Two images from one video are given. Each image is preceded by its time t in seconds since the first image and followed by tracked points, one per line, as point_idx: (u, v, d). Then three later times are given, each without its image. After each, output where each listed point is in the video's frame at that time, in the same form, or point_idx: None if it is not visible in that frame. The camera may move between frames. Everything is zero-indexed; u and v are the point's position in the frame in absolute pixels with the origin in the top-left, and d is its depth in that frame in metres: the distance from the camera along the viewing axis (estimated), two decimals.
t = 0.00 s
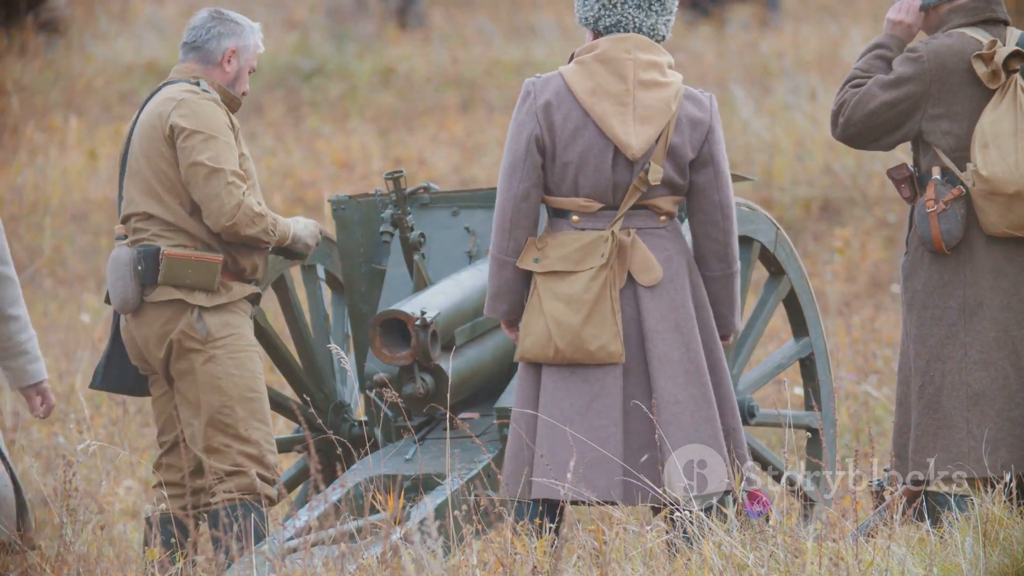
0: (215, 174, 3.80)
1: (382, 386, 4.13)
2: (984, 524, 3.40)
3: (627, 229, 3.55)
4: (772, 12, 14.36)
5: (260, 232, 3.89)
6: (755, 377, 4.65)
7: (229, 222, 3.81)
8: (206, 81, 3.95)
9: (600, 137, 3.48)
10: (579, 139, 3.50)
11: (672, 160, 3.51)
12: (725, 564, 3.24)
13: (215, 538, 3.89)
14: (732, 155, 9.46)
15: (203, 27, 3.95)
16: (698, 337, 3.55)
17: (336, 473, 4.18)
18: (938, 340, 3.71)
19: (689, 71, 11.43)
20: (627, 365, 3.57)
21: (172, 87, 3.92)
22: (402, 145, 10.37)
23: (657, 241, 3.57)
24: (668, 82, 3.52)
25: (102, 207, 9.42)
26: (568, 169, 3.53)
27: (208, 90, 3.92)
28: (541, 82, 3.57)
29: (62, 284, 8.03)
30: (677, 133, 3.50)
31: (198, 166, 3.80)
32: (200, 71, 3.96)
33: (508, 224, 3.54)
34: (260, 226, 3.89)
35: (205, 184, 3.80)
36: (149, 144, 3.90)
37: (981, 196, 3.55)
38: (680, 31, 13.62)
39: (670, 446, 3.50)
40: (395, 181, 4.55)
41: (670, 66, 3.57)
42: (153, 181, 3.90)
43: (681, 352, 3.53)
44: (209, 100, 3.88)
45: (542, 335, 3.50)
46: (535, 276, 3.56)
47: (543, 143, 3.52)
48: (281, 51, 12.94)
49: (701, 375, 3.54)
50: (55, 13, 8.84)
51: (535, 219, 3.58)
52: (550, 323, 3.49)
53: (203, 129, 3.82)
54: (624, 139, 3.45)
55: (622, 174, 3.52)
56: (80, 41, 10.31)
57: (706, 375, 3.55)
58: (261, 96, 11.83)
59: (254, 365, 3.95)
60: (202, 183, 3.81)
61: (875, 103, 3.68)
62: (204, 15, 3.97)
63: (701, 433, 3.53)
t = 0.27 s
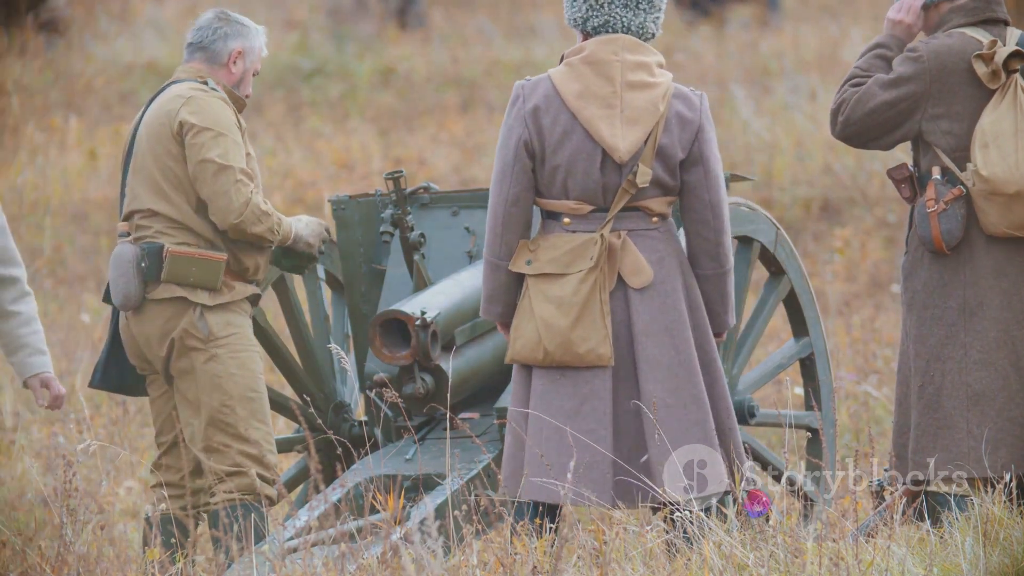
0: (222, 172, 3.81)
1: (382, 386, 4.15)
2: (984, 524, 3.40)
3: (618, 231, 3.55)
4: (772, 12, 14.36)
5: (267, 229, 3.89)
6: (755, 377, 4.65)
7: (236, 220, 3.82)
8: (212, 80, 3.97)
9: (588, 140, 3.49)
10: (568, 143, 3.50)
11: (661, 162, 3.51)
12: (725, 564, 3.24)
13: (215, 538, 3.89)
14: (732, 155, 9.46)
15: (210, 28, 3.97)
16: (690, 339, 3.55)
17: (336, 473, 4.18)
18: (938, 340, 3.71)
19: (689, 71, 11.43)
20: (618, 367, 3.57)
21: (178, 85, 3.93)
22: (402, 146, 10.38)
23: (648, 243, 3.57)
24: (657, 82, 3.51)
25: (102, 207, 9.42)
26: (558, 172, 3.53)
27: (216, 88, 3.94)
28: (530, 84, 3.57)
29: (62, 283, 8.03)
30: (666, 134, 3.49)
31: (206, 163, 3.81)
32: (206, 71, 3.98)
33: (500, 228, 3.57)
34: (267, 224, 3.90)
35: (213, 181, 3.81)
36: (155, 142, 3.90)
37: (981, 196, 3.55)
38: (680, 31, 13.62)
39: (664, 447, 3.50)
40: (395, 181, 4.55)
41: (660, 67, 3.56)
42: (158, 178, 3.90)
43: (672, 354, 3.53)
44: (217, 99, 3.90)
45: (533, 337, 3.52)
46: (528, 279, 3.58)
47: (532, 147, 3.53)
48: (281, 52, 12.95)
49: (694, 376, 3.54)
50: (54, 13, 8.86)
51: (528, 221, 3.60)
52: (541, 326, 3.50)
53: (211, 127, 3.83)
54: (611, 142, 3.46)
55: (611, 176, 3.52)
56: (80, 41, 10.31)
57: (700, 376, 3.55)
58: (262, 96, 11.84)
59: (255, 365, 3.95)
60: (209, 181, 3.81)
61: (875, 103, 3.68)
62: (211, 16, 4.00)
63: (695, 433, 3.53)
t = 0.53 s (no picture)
0: (232, 170, 3.82)
1: (382, 386, 4.16)
2: (984, 524, 3.40)
3: (614, 232, 3.56)
4: (772, 12, 14.36)
5: (275, 227, 3.90)
6: (755, 377, 4.65)
7: (246, 218, 3.82)
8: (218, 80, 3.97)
9: (583, 142, 3.49)
10: (563, 145, 3.50)
11: (656, 164, 3.51)
12: (725, 564, 3.24)
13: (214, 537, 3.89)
14: (732, 155, 9.46)
15: (214, 28, 3.98)
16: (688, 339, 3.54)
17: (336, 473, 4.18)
18: (938, 341, 3.71)
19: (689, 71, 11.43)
20: (615, 369, 3.57)
21: (185, 84, 3.93)
22: (402, 146, 10.38)
23: (645, 244, 3.56)
24: (650, 83, 3.50)
25: (102, 207, 9.42)
26: (554, 175, 3.54)
27: (223, 88, 3.94)
28: (526, 87, 3.58)
29: (62, 283, 8.03)
30: (661, 136, 3.49)
31: (215, 160, 3.81)
32: (212, 71, 3.98)
33: (498, 230, 3.58)
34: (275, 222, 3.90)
35: (224, 179, 3.81)
36: (162, 140, 3.90)
37: (982, 196, 3.55)
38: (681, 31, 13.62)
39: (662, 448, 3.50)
40: (396, 181, 4.55)
41: (655, 67, 3.56)
42: (165, 176, 3.89)
43: (669, 355, 3.53)
44: (225, 96, 3.91)
45: (530, 340, 3.53)
46: (526, 280, 3.59)
47: (528, 150, 3.54)
48: (281, 52, 12.95)
49: (692, 376, 3.54)
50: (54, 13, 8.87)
51: (526, 222, 3.61)
52: (539, 329, 3.51)
53: (220, 125, 3.84)
54: (605, 144, 3.46)
55: (606, 178, 3.52)
56: (80, 40, 10.31)
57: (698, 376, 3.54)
58: (262, 96, 11.84)
59: (258, 364, 3.95)
60: (218, 179, 3.82)
61: (875, 103, 3.68)
62: (215, 17, 4.00)
63: (694, 433, 3.53)
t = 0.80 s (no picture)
0: (242, 168, 3.83)
1: (382, 386, 4.15)
2: (984, 524, 3.39)
3: (617, 233, 3.55)
4: (772, 12, 14.36)
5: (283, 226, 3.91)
6: (755, 378, 4.65)
7: (257, 216, 3.83)
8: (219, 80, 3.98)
9: (584, 143, 3.49)
10: (564, 147, 3.50)
11: (658, 164, 3.51)
12: (724, 564, 3.24)
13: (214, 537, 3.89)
14: (732, 155, 9.46)
15: (214, 28, 3.98)
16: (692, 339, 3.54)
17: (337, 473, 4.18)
18: (938, 341, 3.71)
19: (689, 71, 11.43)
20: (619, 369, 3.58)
21: (188, 83, 3.93)
22: (402, 146, 10.38)
23: (648, 244, 3.56)
24: (650, 83, 3.50)
25: (102, 207, 9.43)
26: (555, 177, 3.54)
27: (227, 87, 3.95)
28: (527, 89, 3.58)
29: (62, 283, 8.03)
30: (662, 135, 3.49)
31: (224, 160, 3.82)
32: (212, 71, 3.99)
33: (501, 232, 3.58)
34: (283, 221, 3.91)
35: (233, 178, 3.82)
36: (167, 138, 3.89)
37: (982, 195, 3.55)
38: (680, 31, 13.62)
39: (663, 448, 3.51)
40: (395, 181, 4.55)
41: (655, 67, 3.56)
42: (171, 176, 3.89)
43: (673, 355, 3.53)
44: (230, 97, 3.92)
45: (535, 342, 3.53)
46: (529, 283, 3.59)
47: (529, 152, 3.54)
48: (281, 52, 12.95)
49: (696, 376, 3.54)
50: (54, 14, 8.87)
51: (528, 224, 3.61)
52: (543, 330, 3.51)
53: (227, 124, 3.85)
54: (607, 145, 3.46)
55: (608, 179, 3.51)
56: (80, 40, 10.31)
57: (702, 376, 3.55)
58: (262, 96, 11.85)
59: (260, 365, 3.95)
60: (228, 178, 3.82)
61: (875, 105, 3.68)
62: (216, 17, 4.01)
63: (696, 434, 3.53)
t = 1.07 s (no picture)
0: (241, 169, 3.83)
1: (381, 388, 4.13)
2: (984, 524, 3.39)
3: (624, 232, 3.55)
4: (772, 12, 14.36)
5: (283, 225, 3.90)
6: (754, 378, 4.65)
7: (256, 217, 3.83)
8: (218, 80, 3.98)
9: (590, 143, 3.49)
10: (570, 147, 3.50)
11: (664, 163, 3.51)
12: (724, 564, 3.24)
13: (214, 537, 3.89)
14: (732, 155, 9.46)
15: (213, 28, 3.99)
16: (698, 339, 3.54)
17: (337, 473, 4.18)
18: (939, 341, 3.71)
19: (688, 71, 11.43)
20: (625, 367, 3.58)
21: (188, 84, 3.94)
22: (402, 146, 10.38)
23: (654, 243, 3.56)
24: (655, 82, 3.50)
25: (102, 207, 9.43)
26: (561, 177, 3.54)
27: (226, 87, 3.95)
28: (531, 90, 3.57)
29: (62, 283, 8.03)
30: (668, 134, 3.49)
31: (223, 160, 3.82)
32: (211, 71, 3.99)
33: (506, 233, 3.58)
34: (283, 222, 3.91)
35: (231, 178, 3.82)
36: (166, 139, 3.90)
37: (983, 195, 3.55)
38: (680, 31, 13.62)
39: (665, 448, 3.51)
40: (395, 181, 4.55)
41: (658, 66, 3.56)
42: (171, 177, 3.89)
43: (680, 354, 3.53)
44: (229, 97, 3.92)
45: (542, 342, 3.52)
46: (535, 283, 3.58)
47: (535, 152, 3.53)
48: (281, 52, 12.95)
49: (702, 375, 3.53)
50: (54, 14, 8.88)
51: (534, 225, 3.60)
52: (551, 330, 3.50)
53: (226, 124, 3.85)
54: (614, 145, 3.46)
55: (614, 179, 3.52)
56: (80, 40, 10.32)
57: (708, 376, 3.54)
58: (261, 96, 11.85)
59: (261, 365, 3.95)
60: (227, 179, 3.82)
61: (874, 106, 3.68)
62: (215, 17, 4.01)
63: (699, 434, 3.52)
